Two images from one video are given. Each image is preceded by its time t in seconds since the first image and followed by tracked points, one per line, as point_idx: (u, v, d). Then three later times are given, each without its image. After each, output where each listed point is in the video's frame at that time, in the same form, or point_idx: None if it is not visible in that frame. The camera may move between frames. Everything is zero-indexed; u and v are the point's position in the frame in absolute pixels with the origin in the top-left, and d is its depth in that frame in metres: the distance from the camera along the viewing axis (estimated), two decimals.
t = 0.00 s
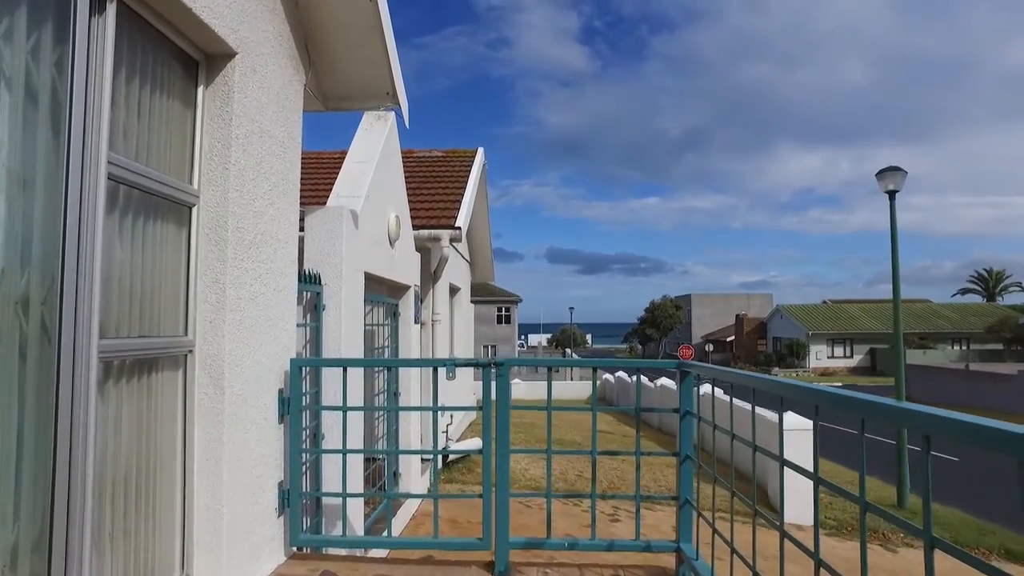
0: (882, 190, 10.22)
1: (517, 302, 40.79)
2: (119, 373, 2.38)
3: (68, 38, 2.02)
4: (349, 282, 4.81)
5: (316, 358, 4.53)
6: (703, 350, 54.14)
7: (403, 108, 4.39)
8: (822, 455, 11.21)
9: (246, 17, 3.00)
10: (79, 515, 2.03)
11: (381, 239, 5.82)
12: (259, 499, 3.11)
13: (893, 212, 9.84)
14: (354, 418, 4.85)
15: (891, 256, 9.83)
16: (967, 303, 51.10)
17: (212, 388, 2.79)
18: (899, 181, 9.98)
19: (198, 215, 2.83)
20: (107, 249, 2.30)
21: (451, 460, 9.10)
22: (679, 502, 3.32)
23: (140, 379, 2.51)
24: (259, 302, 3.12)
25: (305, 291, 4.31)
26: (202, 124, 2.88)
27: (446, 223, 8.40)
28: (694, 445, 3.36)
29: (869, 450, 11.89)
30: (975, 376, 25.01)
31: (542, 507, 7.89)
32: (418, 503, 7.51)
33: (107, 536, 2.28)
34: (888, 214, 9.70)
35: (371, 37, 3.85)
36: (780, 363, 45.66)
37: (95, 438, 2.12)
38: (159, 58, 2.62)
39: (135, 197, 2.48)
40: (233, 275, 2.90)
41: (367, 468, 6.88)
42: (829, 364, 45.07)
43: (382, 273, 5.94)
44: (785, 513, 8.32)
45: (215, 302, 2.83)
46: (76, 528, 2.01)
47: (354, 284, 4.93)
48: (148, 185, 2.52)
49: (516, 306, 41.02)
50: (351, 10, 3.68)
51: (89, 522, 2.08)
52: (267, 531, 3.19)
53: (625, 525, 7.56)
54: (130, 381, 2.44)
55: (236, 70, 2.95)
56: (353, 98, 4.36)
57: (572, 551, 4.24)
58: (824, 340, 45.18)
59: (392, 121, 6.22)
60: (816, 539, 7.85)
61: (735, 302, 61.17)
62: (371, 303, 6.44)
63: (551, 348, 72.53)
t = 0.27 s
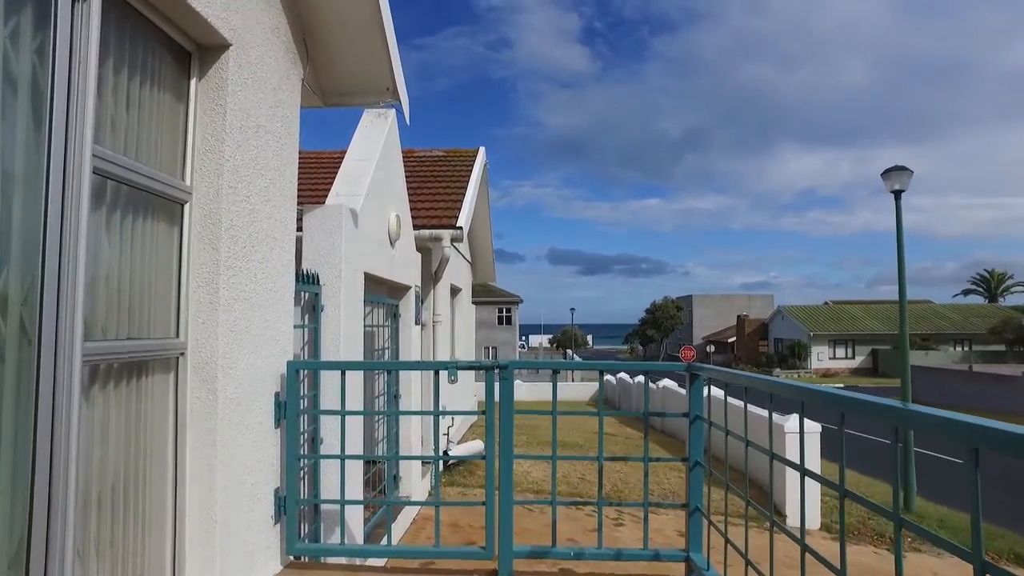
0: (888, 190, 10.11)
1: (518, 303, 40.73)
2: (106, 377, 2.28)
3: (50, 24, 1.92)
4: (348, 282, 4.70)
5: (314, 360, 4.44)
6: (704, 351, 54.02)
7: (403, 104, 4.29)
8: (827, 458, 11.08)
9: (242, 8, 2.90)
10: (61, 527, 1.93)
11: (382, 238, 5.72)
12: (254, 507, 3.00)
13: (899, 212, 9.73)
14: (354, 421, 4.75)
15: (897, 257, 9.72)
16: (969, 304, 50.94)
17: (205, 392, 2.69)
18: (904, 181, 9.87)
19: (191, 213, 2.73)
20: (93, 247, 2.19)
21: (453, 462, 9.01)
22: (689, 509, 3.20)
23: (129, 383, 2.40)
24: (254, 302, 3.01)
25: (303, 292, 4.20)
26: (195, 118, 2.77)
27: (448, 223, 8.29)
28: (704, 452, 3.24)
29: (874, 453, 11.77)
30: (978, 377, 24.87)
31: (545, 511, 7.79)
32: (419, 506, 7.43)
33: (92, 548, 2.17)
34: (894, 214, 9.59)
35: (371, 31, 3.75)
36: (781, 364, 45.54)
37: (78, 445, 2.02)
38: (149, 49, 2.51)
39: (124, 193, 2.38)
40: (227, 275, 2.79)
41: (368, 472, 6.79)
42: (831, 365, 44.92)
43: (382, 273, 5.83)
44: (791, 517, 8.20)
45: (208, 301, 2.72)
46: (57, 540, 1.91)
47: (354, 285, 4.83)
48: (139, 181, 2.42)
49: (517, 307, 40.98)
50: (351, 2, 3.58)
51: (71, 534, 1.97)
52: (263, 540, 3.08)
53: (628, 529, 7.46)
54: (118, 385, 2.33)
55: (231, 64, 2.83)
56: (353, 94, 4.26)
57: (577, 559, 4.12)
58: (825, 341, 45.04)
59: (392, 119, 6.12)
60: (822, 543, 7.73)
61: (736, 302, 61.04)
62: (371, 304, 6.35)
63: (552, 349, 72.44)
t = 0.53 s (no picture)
0: (896, 189, 9.97)
1: (520, 304, 40.63)
2: (87, 380, 2.14)
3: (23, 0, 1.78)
4: (347, 282, 4.57)
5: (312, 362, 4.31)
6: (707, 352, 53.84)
7: (404, 97, 4.15)
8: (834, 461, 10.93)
9: None
10: (31, 543, 1.78)
11: (382, 237, 5.58)
12: (246, 516, 2.86)
13: (908, 211, 9.59)
14: (353, 424, 4.61)
15: (906, 257, 9.57)
16: (973, 305, 50.67)
17: (194, 395, 2.55)
18: (913, 180, 9.72)
19: (179, 207, 2.59)
20: (71, 242, 2.05)
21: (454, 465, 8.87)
22: (703, 518, 3.06)
23: (112, 386, 2.27)
24: (247, 302, 2.87)
25: (300, 291, 4.07)
26: (185, 108, 2.63)
27: (449, 222, 8.16)
28: (718, 458, 3.10)
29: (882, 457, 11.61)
30: (984, 379, 24.67)
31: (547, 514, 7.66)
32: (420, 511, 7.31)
33: (70, 563, 2.03)
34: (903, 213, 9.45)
35: (370, 20, 3.62)
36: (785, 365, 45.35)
37: (52, 455, 1.87)
38: (134, 33, 2.37)
39: (106, 186, 2.24)
40: (218, 273, 2.65)
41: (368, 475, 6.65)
42: (835, 366, 44.71)
43: (382, 272, 5.70)
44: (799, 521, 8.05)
45: (197, 300, 2.58)
46: (29, 559, 1.77)
47: (354, 284, 4.70)
48: (123, 172, 2.28)
49: (519, 307, 40.84)
50: None
51: (44, 550, 1.83)
52: (256, 550, 2.94)
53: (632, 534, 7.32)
54: (100, 389, 2.20)
55: (223, 51, 2.70)
56: (351, 86, 4.13)
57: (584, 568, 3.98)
58: (829, 342, 44.83)
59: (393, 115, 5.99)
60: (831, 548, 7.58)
61: (739, 303, 60.84)
62: (371, 304, 6.21)
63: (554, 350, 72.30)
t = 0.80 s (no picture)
0: (908, 187, 9.78)
1: (524, 305, 40.50)
2: (55, 381, 1.98)
3: None
4: (345, 279, 4.42)
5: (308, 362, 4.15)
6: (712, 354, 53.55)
7: (402, 87, 3.99)
8: (844, 464, 10.72)
9: None
10: None
11: (381, 234, 5.42)
12: (232, 525, 2.70)
13: (920, 209, 9.39)
14: (351, 427, 4.46)
15: (919, 255, 9.37)
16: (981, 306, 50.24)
17: (175, 398, 2.40)
18: (925, 177, 9.53)
19: (161, 198, 2.43)
20: (36, 233, 1.89)
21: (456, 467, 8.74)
22: (717, 529, 2.89)
23: (85, 388, 2.11)
24: (234, 298, 2.72)
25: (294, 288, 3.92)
26: (167, 93, 2.47)
27: (451, 220, 8.01)
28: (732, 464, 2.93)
29: (892, 460, 11.40)
30: (994, 381, 24.35)
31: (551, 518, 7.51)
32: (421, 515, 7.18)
33: None
34: (915, 211, 9.25)
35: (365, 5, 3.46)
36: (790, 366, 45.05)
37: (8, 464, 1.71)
38: (109, 11, 2.21)
39: (78, 172, 2.08)
40: (203, 268, 2.50)
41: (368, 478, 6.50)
42: (841, 367, 44.38)
43: (382, 270, 5.54)
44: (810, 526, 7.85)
45: (180, 296, 2.43)
46: None
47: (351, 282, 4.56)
48: (97, 158, 2.12)
49: (523, 308, 40.68)
50: None
51: None
52: (243, 561, 2.79)
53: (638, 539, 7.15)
54: (70, 391, 2.04)
55: (209, 32, 2.53)
56: (348, 75, 3.97)
57: None
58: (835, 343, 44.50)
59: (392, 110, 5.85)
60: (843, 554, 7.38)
61: (744, 304, 60.53)
62: (370, 302, 6.06)
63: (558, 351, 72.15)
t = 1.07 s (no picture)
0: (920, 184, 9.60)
1: (529, 305, 40.40)
2: (25, 383, 1.86)
3: None
4: (343, 278, 4.29)
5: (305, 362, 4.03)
6: (718, 354, 53.29)
7: (402, 78, 3.87)
8: (854, 467, 10.54)
9: None
10: None
11: (381, 232, 5.30)
12: (221, 534, 2.58)
13: (933, 207, 9.21)
14: (349, 429, 4.34)
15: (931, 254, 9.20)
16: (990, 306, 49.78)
17: (159, 401, 2.27)
18: (938, 174, 9.35)
19: (144, 190, 2.30)
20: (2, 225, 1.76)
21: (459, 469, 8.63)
22: (729, 538, 2.76)
23: (60, 390, 1.99)
24: (222, 296, 2.58)
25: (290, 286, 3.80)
26: (151, 79, 2.34)
27: (455, 218, 7.89)
28: (745, 470, 2.79)
29: (903, 462, 11.21)
30: (1004, 381, 24.06)
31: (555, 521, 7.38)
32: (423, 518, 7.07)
33: None
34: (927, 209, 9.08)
35: None
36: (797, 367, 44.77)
37: None
38: None
39: (51, 162, 1.95)
40: (189, 264, 2.37)
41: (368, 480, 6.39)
42: (848, 368, 44.06)
43: (383, 269, 5.41)
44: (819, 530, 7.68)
45: (164, 294, 2.29)
46: None
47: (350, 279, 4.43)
48: (72, 147, 1.99)
49: (528, 308, 40.56)
50: None
51: None
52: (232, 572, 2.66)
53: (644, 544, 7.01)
54: (43, 394, 1.92)
55: (196, 16, 2.41)
56: (346, 67, 3.85)
57: None
58: (843, 343, 44.18)
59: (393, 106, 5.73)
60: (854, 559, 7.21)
61: (751, 304, 60.23)
62: (371, 302, 5.94)
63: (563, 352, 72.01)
